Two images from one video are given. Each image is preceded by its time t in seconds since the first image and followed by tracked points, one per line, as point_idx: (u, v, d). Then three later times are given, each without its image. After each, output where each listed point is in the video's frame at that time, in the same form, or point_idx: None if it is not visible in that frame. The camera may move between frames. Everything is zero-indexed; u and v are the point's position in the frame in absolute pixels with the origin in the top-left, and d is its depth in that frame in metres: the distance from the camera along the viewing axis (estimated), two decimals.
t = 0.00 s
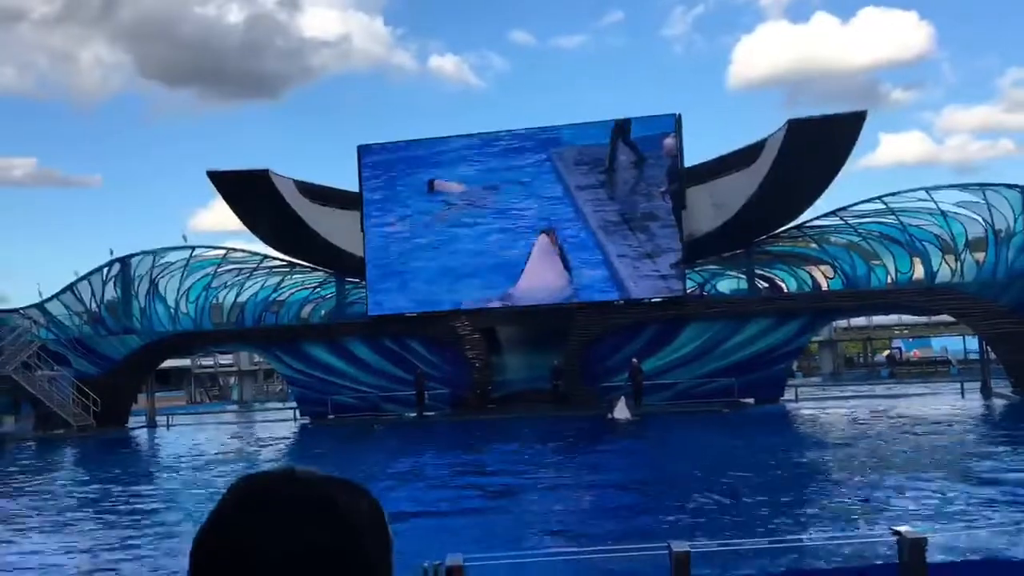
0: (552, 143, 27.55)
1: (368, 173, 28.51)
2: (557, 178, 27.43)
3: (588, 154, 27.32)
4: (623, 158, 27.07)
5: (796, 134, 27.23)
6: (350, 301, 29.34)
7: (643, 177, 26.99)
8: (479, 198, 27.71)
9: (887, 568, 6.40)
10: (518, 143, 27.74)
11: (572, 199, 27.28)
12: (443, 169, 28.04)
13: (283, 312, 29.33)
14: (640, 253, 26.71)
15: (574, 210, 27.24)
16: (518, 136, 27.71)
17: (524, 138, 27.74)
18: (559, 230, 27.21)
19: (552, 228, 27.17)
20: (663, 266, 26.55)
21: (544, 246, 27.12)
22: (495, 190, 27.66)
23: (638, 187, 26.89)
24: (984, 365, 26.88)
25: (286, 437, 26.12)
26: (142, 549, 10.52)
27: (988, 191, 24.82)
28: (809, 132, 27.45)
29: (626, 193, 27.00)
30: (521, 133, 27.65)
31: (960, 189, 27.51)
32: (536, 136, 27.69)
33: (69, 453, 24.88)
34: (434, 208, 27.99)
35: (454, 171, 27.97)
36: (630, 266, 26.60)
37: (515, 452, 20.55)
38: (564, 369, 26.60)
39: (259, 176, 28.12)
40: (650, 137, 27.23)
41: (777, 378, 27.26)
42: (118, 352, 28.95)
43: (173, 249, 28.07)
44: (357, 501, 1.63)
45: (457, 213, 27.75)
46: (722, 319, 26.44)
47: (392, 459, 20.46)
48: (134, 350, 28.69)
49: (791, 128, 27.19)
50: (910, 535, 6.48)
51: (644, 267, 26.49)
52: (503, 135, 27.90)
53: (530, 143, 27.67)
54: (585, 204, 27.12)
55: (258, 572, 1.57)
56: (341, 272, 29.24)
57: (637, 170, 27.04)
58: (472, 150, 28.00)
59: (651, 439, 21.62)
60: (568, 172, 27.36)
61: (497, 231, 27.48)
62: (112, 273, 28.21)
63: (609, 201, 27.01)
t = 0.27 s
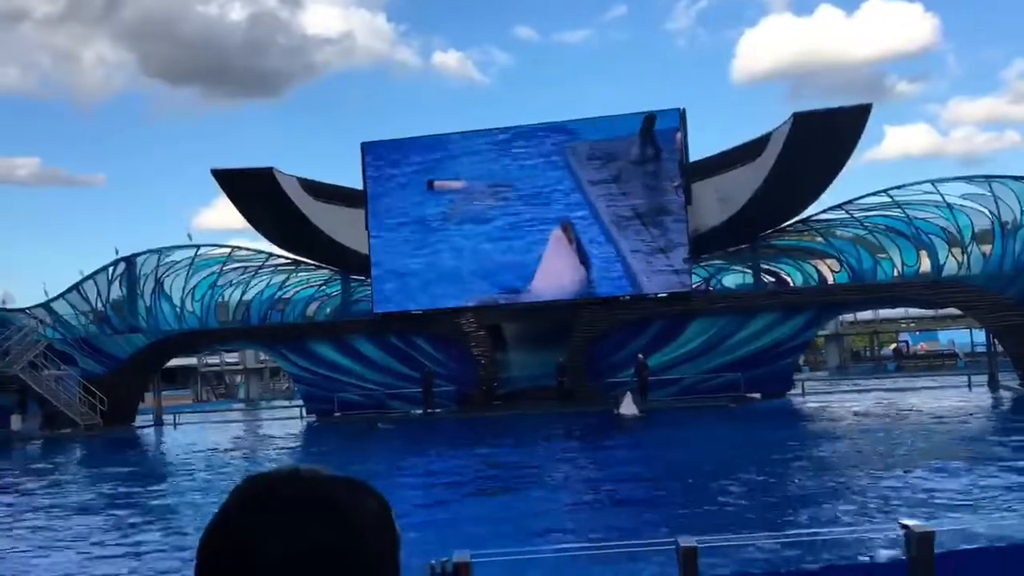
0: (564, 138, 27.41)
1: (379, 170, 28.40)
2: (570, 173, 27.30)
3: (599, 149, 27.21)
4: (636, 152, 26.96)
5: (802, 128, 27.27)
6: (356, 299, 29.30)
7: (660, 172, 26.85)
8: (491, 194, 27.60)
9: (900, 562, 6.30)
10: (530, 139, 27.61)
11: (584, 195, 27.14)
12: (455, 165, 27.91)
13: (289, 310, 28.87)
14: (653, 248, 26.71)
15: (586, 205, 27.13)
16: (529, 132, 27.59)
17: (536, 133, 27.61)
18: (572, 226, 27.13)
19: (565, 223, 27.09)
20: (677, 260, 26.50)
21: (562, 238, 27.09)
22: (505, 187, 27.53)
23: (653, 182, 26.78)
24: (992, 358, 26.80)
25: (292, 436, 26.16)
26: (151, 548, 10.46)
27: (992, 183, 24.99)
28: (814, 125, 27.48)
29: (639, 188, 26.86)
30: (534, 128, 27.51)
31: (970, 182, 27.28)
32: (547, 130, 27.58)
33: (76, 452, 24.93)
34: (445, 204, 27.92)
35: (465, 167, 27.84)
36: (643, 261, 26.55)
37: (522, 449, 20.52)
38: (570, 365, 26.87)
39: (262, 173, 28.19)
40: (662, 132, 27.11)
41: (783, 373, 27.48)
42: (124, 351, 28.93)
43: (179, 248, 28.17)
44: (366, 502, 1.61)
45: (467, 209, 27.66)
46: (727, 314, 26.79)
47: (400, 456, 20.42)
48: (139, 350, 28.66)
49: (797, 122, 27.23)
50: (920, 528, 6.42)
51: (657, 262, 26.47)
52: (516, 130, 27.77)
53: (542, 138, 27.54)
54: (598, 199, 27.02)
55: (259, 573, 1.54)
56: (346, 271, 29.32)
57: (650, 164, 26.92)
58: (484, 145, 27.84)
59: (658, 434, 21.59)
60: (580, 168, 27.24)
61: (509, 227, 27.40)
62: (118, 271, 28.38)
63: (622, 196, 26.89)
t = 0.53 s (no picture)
0: (572, 139, 27.45)
1: (386, 172, 28.44)
2: (578, 174, 27.34)
3: (607, 150, 27.24)
4: (645, 153, 26.99)
5: (802, 128, 27.29)
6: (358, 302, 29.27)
7: (666, 172, 26.87)
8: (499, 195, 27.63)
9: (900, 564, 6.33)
10: (538, 140, 27.64)
11: (593, 196, 27.16)
12: (463, 167, 27.93)
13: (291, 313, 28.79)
14: (663, 248, 26.81)
15: (596, 205, 27.19)
16: (537, 133, 27.60)
17: (543, 134, 27.63)
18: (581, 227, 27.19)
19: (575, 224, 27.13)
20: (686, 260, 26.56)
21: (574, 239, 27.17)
22: (511, 189, 27.55)
23: (663, 182, 26.82)
24: (994, 356, 26.85)
25: (294, 440, 26.26)
26: (153, 552, 10.52)
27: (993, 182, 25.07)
28: (813, 125, 27.45)
29: (650, 188, 26.89)
30: (541, 129, 27.52)
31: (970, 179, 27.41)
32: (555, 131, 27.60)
33: (79, 458, 25.00)
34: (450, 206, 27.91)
35: (473, 168, 27.87)
36: (653, 261, 26.60)
37: (525, 451, 20.55)
38: (571, 366, 27.06)
39: (263, 178, 28.15)
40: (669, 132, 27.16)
41: (784, 373, 27.69)
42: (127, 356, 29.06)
43: (180, 253, 28.42)
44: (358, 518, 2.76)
45: (474, 211, 27.69)
46: (728, 315, 26.93)
47: (404, 459, 20.47)
48: (141, 354, 28.76)
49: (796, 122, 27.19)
50: (920, 527, 6.42)
51: (667, 263, 26.48)
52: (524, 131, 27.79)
53: (550, 139, 27.58)
54: (606, 200, 27.07)
55: (261, 569, 2.63)
56: (347, 274, 29.36)
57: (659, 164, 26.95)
58: (491, 147, 27.85)
59: (660, 435, 21.63)
60: (589, 168, 27.28)
61: (516, 228, 27.43)
62: (119, 277, 28.52)
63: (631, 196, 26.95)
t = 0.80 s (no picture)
0: (583, 146, 27.55)
1: (396, 180, 28.55)
2: (588, 182, 27.43)
3: (619, 157, 27.32)
4: (656, 160, 27.08)
5: (803, 136, 27.18)
6: (358, 311, 29.24)
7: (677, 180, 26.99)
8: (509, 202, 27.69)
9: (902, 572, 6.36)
10: (549, 147, 27.74)
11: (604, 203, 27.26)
12: (474, 174, 28.01)
13: (293, 322, 28.82)
14: (674, 255, 26.93)
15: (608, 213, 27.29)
16: (548, 140, 27.69)
17: (554, 142, 27.72)
18: (591, 234, 27.30)
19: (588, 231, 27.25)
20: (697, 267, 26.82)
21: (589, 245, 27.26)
22: (519, 197, 27.65)
23: (674, 189, 26.92)
24: (995, 363, 26.89)
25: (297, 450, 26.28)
26: (141, 564, 10.51)
27: (993, 190, 25.41)
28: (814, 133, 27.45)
29: (660, 195, 26.97)
30: (552, 137, 27.62)
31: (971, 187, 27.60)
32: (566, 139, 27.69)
33: (82, 468, 25.05)
34: (459, 215, 27.98)
35: (484, 176, 27.96)
36: (665, 268, 26.77)
37: (528, 459, 20.59)
38: (573, 375, 27.14)
39: (265, 188, 28.14)
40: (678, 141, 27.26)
41: (786, 380, 27.67)
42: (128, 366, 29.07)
43: (181, 262, 28.42)
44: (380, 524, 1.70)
45: (483, 219, 27.78)
46: (728, 322, 27.09)
47: (404, 468, 20.47)
48: (143, 364, 28.72)
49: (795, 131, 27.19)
50: (922, 535, 6.44)
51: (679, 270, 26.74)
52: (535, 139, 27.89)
53: (561, 147, 27.67)
54: (618, 207, 27.17)
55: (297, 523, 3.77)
56: (349, 283, 29.42)
57: (670, 171, 27.05)
58: (502, 155, 27.96)
59: (662, 444, 21.68)
60: (600, 175, 27.40)
61: (524, 236, 27.61)
62: (121, 286, 28.55)
63: (642, 204, 27.06)
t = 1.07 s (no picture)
0: (595, 155, 27.56)
1: (406, 189, 28.55)
2: (599, 190, 27.46)
3: (630, 166, 27.29)
4: (668, 169, 27.02)
5: (802, 146, 27.37)
6: (358, 320, 29.18)
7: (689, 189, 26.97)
8: (519, 211, 27.74)
9: None
10: (560, 156, 27.74)
11: (616, 211, 27.33)
12: (485, 183, 28.05)
13: (292, 331, 28.96)
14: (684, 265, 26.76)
15: (618, 222, 27.24)
16: (559, 149, 27.69)
17: (565, 150, 27.70)
18: (601, 243, 27.29)
19: (600, 240, 27.25)
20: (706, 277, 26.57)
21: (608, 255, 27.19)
22: (527, 206, 27.68)
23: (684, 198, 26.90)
24: (995, 374, 26.88)
25: (296, 459, 26.24)
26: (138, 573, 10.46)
27: (993, 201, 25.49)
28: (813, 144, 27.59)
29: (671, 204, 26.93)
30: (564, 145, 27.60)
31: (971, 199, 27.72)
32: (577, 148, 27.72)
33: (81, 476, 25.01)
34: (467, 223, 27.99)
35: (494, 184, 27.96)
36: (676, 278, 26.54)
37: (529, 469, 20.55)
38: (572, 385, 27.22)
39: (265, 197, 28.26)
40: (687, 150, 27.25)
41: (786, 391, 27.57)
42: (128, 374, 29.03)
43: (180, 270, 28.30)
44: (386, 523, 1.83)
45: (493, 227, 27.86)
46: (728, 332, 27.17)
47: (405, 477, 20.44)
48: (142, 372, 28.80)
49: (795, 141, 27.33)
50: (922, 547, 6.42)
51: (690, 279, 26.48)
52: (547, 148, 27.90)
53: (572, 155, 27.66)
54: (629, 216, 27.14)
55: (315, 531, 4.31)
56: (349, 292, 29.28)
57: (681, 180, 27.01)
58: (513, 164, 28.00)
59: (662, 454, 21.65)
60: (611, 184, 27.36)
61: (532, 244, 27.60)
62: (120, 295, 28.47)
63: (653, 213, 27.01)
